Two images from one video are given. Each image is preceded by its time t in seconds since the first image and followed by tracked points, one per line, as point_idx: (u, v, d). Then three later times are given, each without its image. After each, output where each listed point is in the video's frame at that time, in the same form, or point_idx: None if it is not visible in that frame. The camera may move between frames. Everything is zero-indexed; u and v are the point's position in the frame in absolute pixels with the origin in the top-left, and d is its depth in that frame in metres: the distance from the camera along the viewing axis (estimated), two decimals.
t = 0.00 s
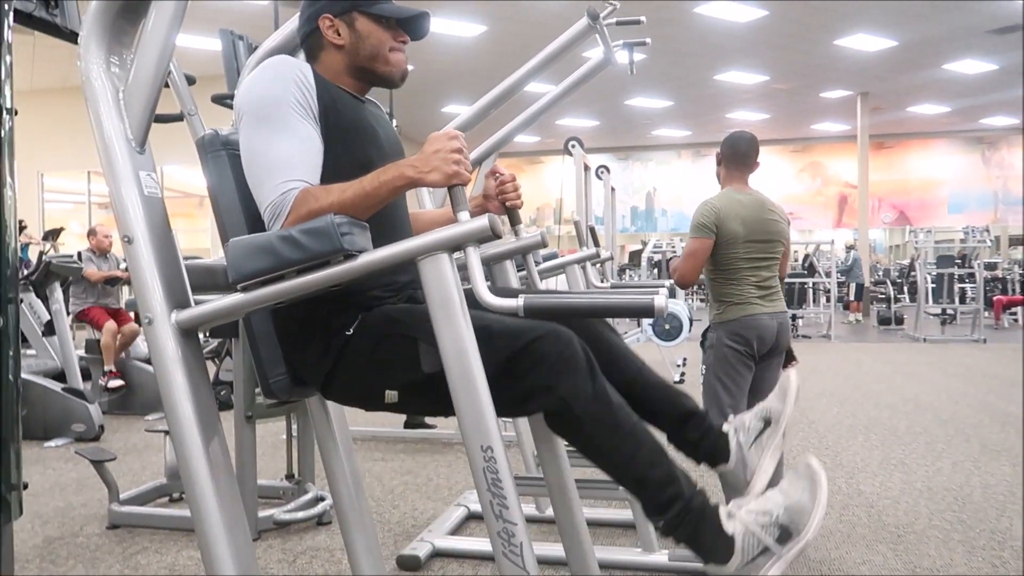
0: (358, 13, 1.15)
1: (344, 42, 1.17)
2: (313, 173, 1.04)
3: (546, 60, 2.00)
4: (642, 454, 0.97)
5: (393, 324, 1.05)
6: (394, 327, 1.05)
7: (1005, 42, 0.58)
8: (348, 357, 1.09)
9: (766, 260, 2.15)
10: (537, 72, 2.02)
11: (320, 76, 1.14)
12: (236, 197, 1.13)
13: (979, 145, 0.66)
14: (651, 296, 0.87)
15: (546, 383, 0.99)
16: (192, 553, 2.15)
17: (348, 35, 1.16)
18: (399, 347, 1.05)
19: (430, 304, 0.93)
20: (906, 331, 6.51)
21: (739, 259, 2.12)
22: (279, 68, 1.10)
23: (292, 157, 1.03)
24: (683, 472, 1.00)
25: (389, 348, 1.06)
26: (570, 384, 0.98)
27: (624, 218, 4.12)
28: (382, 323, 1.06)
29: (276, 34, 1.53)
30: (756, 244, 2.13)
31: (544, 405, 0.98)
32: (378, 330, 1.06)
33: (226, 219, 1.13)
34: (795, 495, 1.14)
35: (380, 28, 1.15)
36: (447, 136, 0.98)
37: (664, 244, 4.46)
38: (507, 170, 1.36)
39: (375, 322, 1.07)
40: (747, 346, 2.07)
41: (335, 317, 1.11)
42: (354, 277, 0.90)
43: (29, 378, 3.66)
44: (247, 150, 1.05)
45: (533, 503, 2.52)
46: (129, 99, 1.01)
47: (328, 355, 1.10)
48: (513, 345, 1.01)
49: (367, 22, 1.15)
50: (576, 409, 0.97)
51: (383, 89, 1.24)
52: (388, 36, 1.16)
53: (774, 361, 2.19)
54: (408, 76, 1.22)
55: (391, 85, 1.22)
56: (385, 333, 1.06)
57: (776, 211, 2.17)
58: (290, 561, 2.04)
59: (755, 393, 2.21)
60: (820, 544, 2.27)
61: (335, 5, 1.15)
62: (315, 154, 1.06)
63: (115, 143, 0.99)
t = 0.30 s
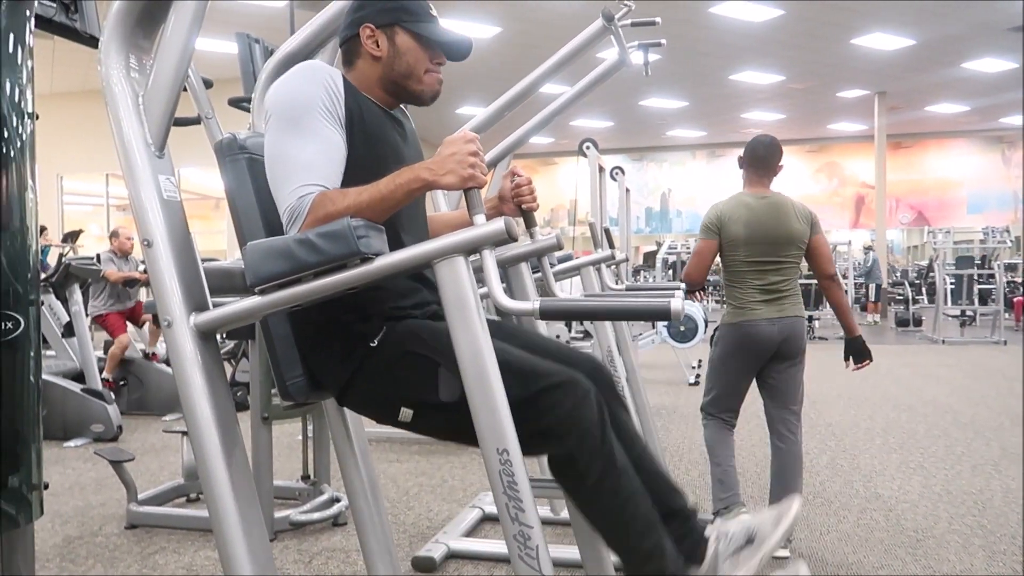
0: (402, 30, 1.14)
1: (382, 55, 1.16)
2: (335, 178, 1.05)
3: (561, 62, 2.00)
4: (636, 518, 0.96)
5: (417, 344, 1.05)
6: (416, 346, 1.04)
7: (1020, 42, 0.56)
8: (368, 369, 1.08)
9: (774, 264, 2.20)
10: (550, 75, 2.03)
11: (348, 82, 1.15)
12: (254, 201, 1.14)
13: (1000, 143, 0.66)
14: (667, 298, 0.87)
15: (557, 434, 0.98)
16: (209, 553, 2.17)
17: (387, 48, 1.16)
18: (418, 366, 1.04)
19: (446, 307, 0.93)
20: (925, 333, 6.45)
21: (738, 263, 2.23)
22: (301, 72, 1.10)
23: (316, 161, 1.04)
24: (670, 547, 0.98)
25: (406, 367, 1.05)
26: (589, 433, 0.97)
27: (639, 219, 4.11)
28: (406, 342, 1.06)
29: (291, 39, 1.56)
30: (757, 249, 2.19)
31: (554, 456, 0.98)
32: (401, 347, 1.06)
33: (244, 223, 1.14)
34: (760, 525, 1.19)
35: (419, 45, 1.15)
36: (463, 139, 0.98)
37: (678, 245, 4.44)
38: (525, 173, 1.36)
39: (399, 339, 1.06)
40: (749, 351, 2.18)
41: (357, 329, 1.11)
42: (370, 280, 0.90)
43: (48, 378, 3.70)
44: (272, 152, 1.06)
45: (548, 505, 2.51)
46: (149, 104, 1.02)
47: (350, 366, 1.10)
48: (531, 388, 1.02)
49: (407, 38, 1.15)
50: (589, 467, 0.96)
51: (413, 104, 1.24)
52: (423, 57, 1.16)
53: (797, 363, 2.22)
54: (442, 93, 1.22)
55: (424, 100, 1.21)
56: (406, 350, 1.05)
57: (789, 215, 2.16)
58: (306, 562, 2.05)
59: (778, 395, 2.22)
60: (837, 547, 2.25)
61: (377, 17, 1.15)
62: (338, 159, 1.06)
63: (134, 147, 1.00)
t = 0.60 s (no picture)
0: (401, 28, 1.14)
1: (385, 58, 1.16)
2: (347, 180, 1.06)
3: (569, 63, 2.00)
4: None
5: (402, 446, 1.04)
6: (401, 445, 1.04)
7: None
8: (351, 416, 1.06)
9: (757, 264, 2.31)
10: (560, 76, 2.03)
11: (357, 84, 1.14)
12: (265, 204, 1.14)
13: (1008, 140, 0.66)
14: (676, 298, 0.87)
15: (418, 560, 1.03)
16: (220, 555, 2.18)
17: (389, 49, 1.16)
18: (388, 458, 1.04)
19: (455, 310, 0.93)
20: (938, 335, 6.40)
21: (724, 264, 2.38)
22: (310, 75, 1.10)
23: (330, 163, 1.04)
24: None
25: (380, 448, 1.04)
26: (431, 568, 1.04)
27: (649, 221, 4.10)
28: (398, 430, 1.05)
29: (303, 41, 1.56)
30: (735, 250, 2.34)
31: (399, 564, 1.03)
32: (389, 432, 1.04)
33: (254, 224, 1.14)
34: None
35: (422, 41, 1.15)
36: (471, 141, 0.99)
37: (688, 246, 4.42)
38: (533, 175, 1.37)
39: (394, 424, 1.05)
40: (736, 348, 2.37)
41: (369, 364, 1.06)
42: (379, 282, 0.90)
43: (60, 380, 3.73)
44: (285, 154, 1.06)
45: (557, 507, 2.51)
46: (160, 107, 1.03)
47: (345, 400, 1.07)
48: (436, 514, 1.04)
49: (408, 35, 1.15)
50: None
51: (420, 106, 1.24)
52: (428, 52, 1.16)
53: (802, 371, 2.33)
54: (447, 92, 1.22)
55: (429, 101, 1.21)
56: (388, 437, 1.04)
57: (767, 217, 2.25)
58: (316, 563, 2.06)
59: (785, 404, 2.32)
60: (848, 551, 2.24)
61: (376, 19, 1.14)
62: (351, 161, 1.07)
63: (145, 150, 1.00)
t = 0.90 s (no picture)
0: (395, 33, 1.15)
1: (381, 61, 1.16)
2: (350, 181, 1.06)
3: (574, 63, 1.99)
4: None
5: (363, 466, 1.05)
6: (360, 463, 1.05)
7: None
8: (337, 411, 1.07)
9: (727, 261, 2.26)
10: (564, 77, 2.02)
11: (360, 83, 1.14)
12: (269, 204, 1.15)
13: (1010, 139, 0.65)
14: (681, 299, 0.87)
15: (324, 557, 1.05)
16: (223, 554, 2.18)
17: (387, 54, 1.15)
18: (343, 468, 1.05)
19: (459, 310, 0.93)
20: (943, 337, 6.39)
21: (701, 265, 2.35)
22: (311, 77, 1.10)
23: (334, 164, 1.04)
24: None
25: (340, 462, 1.05)
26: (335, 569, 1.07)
27: (652, 221, 4.11)
28: (364, 447, 1.05)
29: (304, 43, 1.56)
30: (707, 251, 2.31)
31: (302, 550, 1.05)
32: (357, 446, 1.05)
33: (258, 223, 1.14)
34: None
35: (417, 45, 1.15)
36: (475, 140, 0.98)
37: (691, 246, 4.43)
38: (536, 174, 1.36)
39: (366, 442, 1.05)
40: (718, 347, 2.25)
41: (377, 365, 1.07)
42: (383, 282, 0.90)
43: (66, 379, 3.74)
44: (289, 156, 1.06)
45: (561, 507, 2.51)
46: (165, 107, 1.03)
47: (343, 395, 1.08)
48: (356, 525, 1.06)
49: (405, 40, 1.15)
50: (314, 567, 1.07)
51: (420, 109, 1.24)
52: (425, 52, 1.16)
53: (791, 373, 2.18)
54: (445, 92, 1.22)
55: (428, 103, 1.21)
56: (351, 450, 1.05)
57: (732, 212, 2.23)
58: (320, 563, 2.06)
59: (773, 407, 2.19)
60: (852, 552, 2.23)
61: (371, 24, 1.14)
62: (353, 162, 1.07)
63: (150, 149, 1.01)
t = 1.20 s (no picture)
0: (377, 29, 1.14)
1: (363, 58, 1.16)
2: (347, 181, 1.06)
3: (576, 63, 1.98)
4: None
5: (398, 460, 1.04)
6: (394, 458, 1.04)
7: None
8: (350, 414, 1.07)
9: (709, 258, 2.25)
10: (564, 76, 2.02)
11: (348, 82, 1.14)
12: (270, 203, 1.15)
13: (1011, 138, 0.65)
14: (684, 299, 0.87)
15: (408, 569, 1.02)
16: (226, 553, 2.18)
17: (368, 52, 1.16)
18: (382, 470, 1.04)
19: (462, 310, 0.93)
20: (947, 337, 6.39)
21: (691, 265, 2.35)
22: (309, 76, 1.11)
23: (329, 164, 1.04)
24: None
25: (373, 461, 1.04)
26: None
27: (655, 221, 4.10)
28: (394, 443, 1.05)
29: (308, 42, 1.56)
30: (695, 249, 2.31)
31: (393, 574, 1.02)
32: (386, 441, 1.04)
33: (262, 224, 1.14)
34: None
35: (399, 41, 1.15)
36: (479, 141, 0.98)
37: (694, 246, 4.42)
38: (538, 173, 1.36)
39: (392, 435, 1.05)
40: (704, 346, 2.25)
41: (377, 358, 1.07)
42: (385, 282, 0.90)
43: (69, 378, 3.74)
44: (283, 156, 1.06)
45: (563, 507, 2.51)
46: (168, 106, 1.03)
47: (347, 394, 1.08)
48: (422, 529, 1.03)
49: (386, 37, 1.15)
50: None
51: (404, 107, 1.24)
52: (407, 50, 1.16)
53: (779, 366, 2.13)
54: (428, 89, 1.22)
55: (411, 100, 1.21)
56: (382, 447, 1.04)
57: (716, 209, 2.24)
58: (322, 562, 2.06)
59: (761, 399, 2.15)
60: (855, 552, 2.23)
61: (353, 22, 1.14)
62: (349, 161, 1.07)
63: (153, 149, 1.01)
